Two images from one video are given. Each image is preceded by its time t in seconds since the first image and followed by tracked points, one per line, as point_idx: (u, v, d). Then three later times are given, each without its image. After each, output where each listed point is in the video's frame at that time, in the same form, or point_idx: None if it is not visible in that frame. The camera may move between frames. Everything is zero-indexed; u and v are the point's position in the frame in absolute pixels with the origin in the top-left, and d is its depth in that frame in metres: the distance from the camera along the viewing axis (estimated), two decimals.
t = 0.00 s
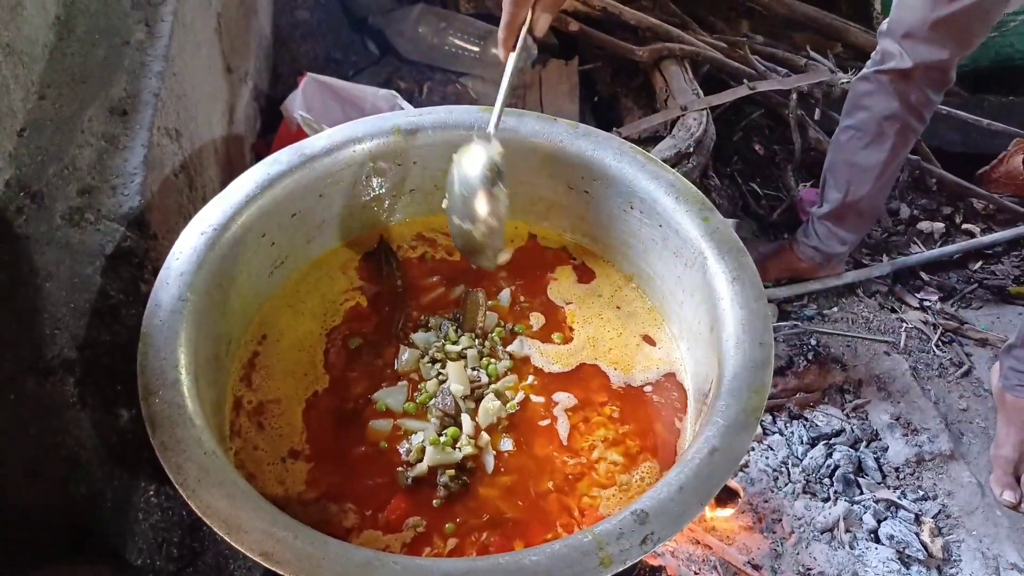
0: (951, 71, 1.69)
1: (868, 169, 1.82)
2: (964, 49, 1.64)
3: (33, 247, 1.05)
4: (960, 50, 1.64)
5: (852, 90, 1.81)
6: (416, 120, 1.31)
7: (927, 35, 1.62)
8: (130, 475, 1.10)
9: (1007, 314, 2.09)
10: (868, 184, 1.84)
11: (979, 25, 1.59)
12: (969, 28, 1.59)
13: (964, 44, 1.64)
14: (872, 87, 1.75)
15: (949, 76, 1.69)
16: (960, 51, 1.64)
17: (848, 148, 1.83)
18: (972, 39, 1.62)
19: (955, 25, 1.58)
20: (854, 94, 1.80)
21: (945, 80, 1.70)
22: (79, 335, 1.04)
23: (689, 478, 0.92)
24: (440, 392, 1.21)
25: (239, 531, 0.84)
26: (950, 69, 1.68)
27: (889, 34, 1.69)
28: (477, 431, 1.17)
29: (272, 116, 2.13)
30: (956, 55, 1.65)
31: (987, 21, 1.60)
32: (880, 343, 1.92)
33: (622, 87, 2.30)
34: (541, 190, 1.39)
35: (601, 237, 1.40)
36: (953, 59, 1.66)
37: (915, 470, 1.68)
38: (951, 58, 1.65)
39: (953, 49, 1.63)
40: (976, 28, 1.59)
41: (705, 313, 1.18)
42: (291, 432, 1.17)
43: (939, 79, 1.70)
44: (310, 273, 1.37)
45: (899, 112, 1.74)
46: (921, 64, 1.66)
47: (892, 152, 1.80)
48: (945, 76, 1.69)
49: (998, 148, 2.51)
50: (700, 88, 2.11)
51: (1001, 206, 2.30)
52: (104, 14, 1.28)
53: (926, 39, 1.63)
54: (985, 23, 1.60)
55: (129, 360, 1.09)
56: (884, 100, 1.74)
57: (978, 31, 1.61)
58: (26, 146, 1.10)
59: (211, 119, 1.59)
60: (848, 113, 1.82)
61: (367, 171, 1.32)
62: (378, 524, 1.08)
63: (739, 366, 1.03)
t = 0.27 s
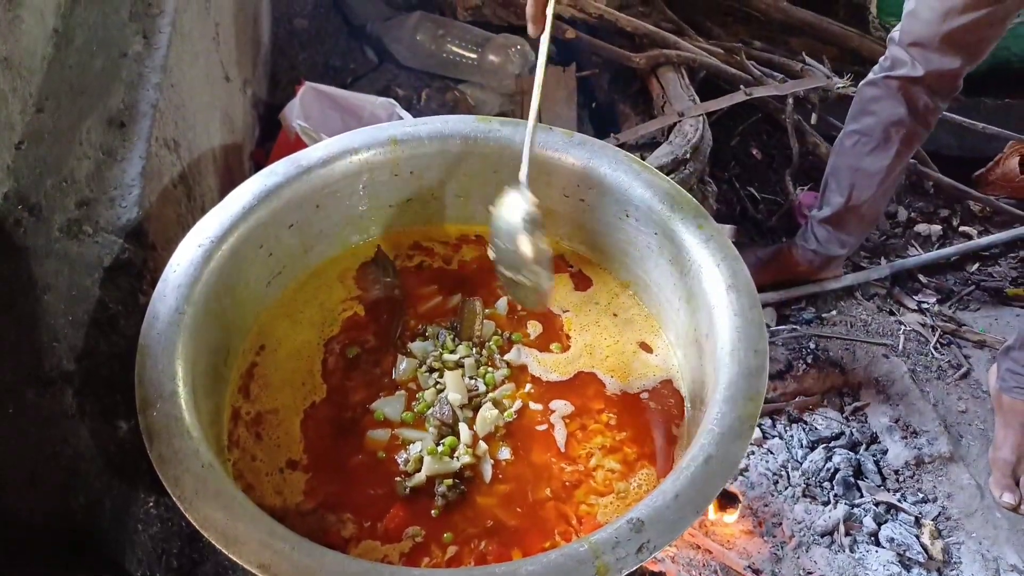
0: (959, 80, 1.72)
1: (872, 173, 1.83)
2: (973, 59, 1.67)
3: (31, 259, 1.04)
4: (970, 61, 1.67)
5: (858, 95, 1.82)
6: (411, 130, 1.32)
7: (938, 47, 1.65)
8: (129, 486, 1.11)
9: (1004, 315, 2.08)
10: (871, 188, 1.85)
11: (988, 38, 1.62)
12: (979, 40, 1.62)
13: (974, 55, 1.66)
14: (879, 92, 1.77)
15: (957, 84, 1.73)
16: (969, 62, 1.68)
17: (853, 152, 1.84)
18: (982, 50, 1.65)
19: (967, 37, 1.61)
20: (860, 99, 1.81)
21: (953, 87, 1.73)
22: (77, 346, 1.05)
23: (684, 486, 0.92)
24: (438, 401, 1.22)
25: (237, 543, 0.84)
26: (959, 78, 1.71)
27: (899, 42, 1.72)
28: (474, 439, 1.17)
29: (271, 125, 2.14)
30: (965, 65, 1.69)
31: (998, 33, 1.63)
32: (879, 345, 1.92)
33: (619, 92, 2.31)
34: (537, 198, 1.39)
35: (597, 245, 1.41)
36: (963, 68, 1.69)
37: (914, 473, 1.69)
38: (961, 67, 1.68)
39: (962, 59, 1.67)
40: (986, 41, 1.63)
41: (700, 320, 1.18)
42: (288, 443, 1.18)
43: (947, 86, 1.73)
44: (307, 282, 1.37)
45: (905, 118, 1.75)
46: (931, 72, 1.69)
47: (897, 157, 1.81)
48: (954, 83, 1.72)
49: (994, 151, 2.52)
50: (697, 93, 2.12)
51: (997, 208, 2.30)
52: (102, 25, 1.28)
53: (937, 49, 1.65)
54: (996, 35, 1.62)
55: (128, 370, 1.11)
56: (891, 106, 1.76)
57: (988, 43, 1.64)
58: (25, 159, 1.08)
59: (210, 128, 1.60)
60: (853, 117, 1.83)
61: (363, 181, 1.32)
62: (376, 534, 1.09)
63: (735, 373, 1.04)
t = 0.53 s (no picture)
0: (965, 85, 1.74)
1: (875, 177, 1.83)
2: (979, 65, 1.70)
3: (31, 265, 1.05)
4: (975, 67, 1.69)
5: (862, 99, 1.83)
6: (410, 136, 1.32)
7: (947, 52, 1.67)
8: (128, 492, 1.12)
9: (1003, 320, 2.09)
10: (873, 192, 1.85)
11: (995, 44, 1.64)
12: (986, 46, 1.64)
13: (981, 61, 1.69)
14: (884, 96, 1.77)
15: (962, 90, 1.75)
16: (975, 68, 1.70)
17: (856, 156, 1.84)
18: (988, 56, 1.68)
19: (975, 43, 1.63)
20: (865, 103, 1.82)
21: (958, 93, 1.75)
22: (76, 353, 1.05)
23: (683, 491, 0.92)
24: (437, 407, 1.22)
25: (235, 549, 0.84)
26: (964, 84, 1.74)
27: (907, 47, 1.73)
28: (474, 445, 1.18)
29: (271, 130, 2.14)
30: (972, 71, 1.71)
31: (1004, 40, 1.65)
32: (878, 350, 1.91)
33: (618, 97, 2.32)
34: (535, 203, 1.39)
35: (596, 249, 1.40)
36: (969, 74, 1.71)
37: (914, 477, 1.69)
38: (967, 73, 1.70)
39: (969, 66, 1.69)
40: (993, 48, 1.65)
41: (698, 325, 1.18)
42: (286, 449, 1.17)
43: (953, 92, 1.75)
44: (306, 289, 1.37)
45: (910, 123, 1.76)
46: (938, 78, 1.71)
47: (900, 162, 1.82)
48: (959, 89, 1.74)
49: (992, 155, 2.53)
50: (695, 99, 2.13)
51: (995, 212, 2.31)
52: (101, 32, 1.29)
53: (945, 56, 1.67)
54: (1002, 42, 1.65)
55: (126, 376, 1.10)
56: (896, 110, 1.76)
57: (995, 49, 1.66)
58: (22, 165, 1.11)
59: (209, 134, 1.60)
60: (857, 122, 1.84)
61: (362, 187, 1.32)
62: (375, 540, 1.09)
63: (734, 378, 1.04)
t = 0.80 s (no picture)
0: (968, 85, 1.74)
1: (876, 178, 1.83)
2: (982, 66, 1.70)
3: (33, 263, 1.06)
4: (979, 67, 1.70)
5: (864, 100, 1.83)
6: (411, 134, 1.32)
7: (950, 53, 1.67)
8: (128, 491, 1.11)
9: (1003, 322, 2.09)
10: (873, 193, 1.85)
11: (998, 46, 1.65)
12: (989, 48, 1.65)
13: (984, 62, 1.69)
14: (887, 96, 1.77)
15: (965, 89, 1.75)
16: (978, 69, 1.70)
17: (858, 157, 1.84)
18: (991, 57, 1.68)
19: (978, 45, 1.63)
20: (867, 104, 1.82)
21: (960, 93, 1.76)
22: (76, 350, 1.05)
23: (681, 489, 0.92)
24: (437, 404, 1.23)
25: (234, 545, 0.84)
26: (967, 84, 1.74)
27: (910, 47, 1.73)
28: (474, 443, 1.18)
29: (272, 129, 2.14)
30: (975, 72, 1.71)
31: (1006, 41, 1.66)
32: (878, 351, 1.91)
33: (619, 98, 2.32)
34: (535, 203, 1.39)
35: (596, 250, 1.40)
36: (972, 75, 1.72)
37: (913, 479, 1.69)
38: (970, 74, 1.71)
39: (971, 66, 1.69)
40: (997, 49, 1.65)
41: (698, 324, 1.18)
42: (286, 446, 1.18)
43: (955, 92, 1.75)
44: (305, 289, 1.35)
45: (912, 124, 1.76)
46: (940, 79, 1.71)
47: (901, 162, 1.82)
48: (962, 89, 1.75)
49: (993, 157, 2.52)
50: (696, 100, 2.13)
51: (996, 214, 2.31)
52: (103, 30, 1.29)
53: (948, 56, 1.68)
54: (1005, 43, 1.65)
55: (126, 373, 1.11)
56: (898, 111, 1.76)
57: (998, 51, 1.67)
58: (23, 162, 1.11)
59: (210, 133, 1.60)
60: (859, 122, 1.84)
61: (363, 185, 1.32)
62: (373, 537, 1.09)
63: (733, 376, 1.04)
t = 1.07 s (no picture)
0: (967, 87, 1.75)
1: (876, 180, 1.83)
2: (981, 69, 1.71)
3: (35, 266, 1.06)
4: (978, 70, 1.71)
5: (863, 102, 1.83)
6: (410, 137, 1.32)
7: (949, 56, 1.67)
8: (128, 493, 1.13)
9: (1004, 325, 2.09)
10: (873, 196, 1.86)
11: (998, 49, 1.65)
12: (988, 50, 1.65)
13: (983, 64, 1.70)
14: (887, 99, 1.77)
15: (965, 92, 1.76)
16: (978, 72, 1.71)
17: (858, 160, 1.84)
18: (990, 59, 1.69)
19: (978, 47, 1.64)
20: (866, 107, 1.82)
21: (960, 95, 1.76)
22: (76, 353, 1.04)
23: (682, 493, 0.92)
24: (442, 405, 1.23)
25: (234, 548, 0.84)
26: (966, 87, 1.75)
27: (909, 50, 1.73)
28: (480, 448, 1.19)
29: (273, 132, 2.15)
30: (974, 74, 1.72)
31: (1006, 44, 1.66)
32: (878, 354, 1.92)
33: (619, 102, 2.32)
34: (535, 207, 1.39)
35: (596, 254, 1.40)
36: (972, 77, 1.72)
37: (913, 482, 1.69)
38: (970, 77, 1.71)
39: (971, 69, 1.70)
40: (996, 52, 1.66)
41: (698, 327, 1.18)
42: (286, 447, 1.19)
43: (955, 95, 1.76)
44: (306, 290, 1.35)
45: (912, 126, 1.76)
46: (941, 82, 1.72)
47: (901, 164, 1.82)
48: (961, 91, 1.76)
49: (993, 160, 2.53)
50: (695, 103, 2.13)
51: (996, 217, 2.31)
52: (103, 34, 1.29)
53: (948, 59, 1.68)
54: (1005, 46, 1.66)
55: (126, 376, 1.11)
56: (898, 113, 1.76)
57: (997, 54, 1.67)
58: (24, 166, 1.12)
59: (210, 136, 1.60)
60: (859, 125, 1.84)
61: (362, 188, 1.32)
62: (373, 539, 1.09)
63: (732, 379, 1.04)
